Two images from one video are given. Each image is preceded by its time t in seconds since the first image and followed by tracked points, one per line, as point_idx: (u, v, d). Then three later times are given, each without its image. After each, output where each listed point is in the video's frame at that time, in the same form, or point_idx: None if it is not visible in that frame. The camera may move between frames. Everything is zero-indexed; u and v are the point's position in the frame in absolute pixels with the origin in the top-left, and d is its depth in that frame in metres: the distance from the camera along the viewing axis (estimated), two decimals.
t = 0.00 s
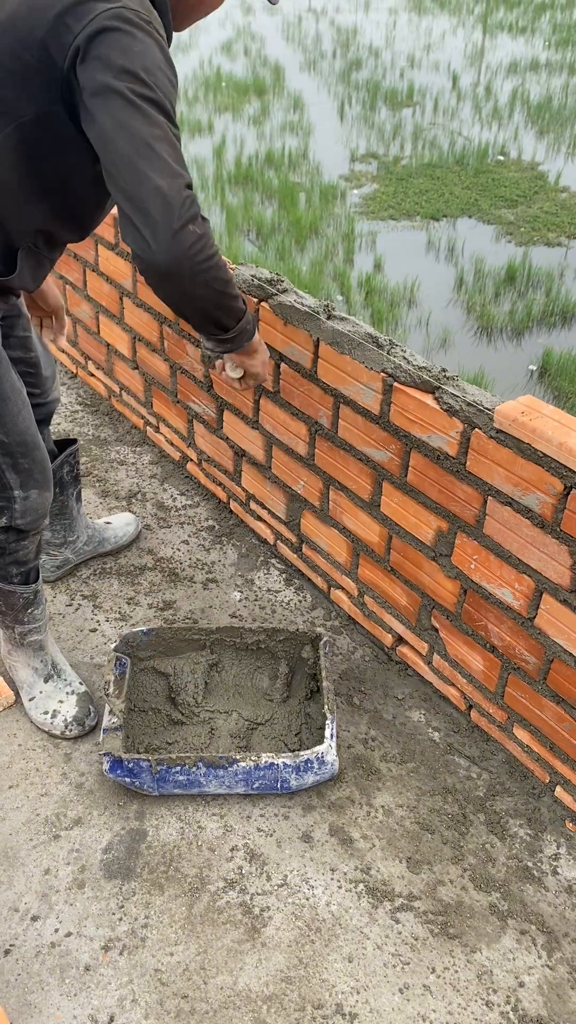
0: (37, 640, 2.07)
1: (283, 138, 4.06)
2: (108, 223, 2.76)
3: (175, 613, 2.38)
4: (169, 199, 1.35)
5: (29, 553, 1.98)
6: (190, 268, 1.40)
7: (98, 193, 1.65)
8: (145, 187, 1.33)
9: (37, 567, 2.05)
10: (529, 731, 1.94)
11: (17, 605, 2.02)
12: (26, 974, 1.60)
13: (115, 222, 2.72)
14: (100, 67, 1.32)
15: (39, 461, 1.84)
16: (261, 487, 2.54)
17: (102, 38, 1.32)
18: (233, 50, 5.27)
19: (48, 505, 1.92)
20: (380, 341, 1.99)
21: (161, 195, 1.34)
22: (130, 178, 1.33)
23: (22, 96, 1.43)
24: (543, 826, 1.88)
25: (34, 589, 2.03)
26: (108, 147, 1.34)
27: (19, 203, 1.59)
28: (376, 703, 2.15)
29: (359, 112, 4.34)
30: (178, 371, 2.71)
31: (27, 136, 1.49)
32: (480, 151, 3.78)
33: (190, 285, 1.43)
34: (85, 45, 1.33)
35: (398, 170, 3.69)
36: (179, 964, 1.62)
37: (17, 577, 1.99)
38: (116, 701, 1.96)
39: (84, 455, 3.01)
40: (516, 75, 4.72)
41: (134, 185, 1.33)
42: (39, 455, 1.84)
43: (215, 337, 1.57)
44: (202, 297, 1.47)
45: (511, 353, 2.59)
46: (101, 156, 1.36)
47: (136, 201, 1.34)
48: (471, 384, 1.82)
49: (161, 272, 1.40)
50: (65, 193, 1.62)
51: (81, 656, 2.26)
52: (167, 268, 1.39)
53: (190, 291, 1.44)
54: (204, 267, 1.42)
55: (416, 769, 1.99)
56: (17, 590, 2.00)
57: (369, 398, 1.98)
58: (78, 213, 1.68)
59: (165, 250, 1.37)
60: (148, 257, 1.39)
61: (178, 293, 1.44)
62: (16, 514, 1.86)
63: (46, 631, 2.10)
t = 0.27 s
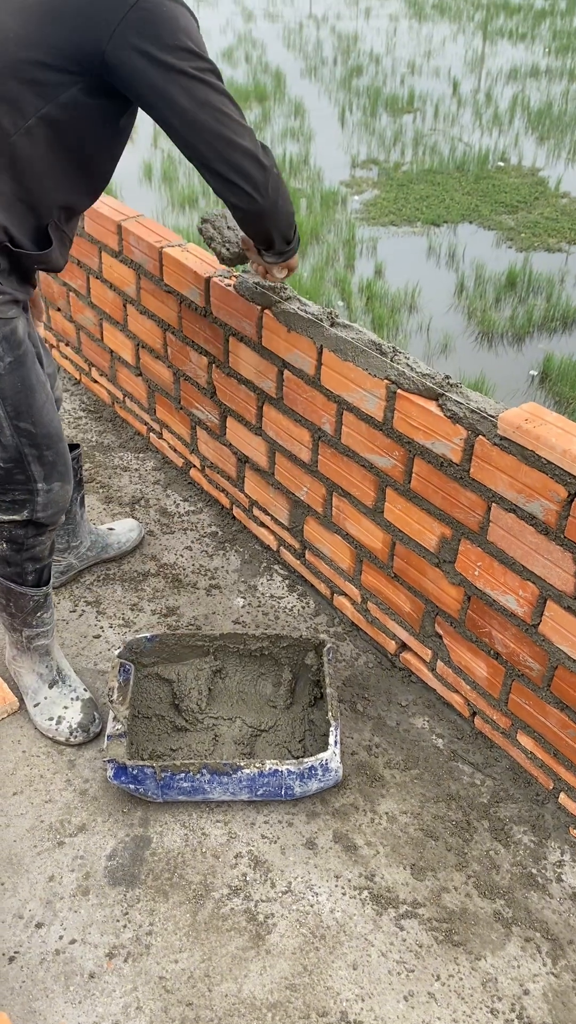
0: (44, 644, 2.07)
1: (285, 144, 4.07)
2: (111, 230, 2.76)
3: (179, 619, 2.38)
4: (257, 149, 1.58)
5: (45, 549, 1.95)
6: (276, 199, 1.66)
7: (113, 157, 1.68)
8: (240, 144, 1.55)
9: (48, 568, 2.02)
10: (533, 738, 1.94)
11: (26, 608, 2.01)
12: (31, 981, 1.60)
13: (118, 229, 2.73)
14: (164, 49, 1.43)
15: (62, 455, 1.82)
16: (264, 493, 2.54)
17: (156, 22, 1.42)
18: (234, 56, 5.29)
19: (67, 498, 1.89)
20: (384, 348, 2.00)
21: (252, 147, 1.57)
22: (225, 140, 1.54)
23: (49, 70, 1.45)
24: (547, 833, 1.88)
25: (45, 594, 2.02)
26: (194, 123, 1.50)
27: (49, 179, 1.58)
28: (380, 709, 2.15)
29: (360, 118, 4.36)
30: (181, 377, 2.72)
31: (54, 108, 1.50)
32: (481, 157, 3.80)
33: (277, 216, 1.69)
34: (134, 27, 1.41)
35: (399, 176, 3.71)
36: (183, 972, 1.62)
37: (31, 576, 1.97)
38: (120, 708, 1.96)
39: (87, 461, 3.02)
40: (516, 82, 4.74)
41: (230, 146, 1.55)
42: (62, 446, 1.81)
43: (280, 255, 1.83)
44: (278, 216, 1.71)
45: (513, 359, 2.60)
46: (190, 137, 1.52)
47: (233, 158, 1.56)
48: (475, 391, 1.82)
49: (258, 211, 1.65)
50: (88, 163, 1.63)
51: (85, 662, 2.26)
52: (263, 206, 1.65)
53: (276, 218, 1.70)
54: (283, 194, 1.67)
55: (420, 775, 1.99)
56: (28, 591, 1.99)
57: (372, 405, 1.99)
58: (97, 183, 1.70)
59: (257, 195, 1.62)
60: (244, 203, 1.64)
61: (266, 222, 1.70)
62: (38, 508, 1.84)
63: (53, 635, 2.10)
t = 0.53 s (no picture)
0: (47, 651, 2.08)
1: (286, 152, 4.09)
2: (113, 238, 2.78)
3: (180, 626, 2.39)
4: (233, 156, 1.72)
5: (50, 545, 1.93)
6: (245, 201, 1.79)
7: (111, 147, 1.72)
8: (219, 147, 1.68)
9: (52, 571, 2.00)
10: (533, 744, 1.94)
11: (33, 619, 2.02)
12: (32, 988, 1.60)
13: (120, 237, 2.74)
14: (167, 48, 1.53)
15: (68, 444, 1.80)
16: (265, 500, 2.55)
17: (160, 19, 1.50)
18: (236, 64, 5.32)
19: (74, 490, 1.88)
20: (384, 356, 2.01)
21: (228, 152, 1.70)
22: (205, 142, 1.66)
23: (55, 61, 1.49)
24: (548, 840, 1.88)
25: (51, 603, 2.02)
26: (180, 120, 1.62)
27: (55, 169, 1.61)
28: (380, 716, 2.15)
29: (362, 125, 4.37)
30: (182, 384, 2.73)
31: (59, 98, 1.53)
32: (482, 164, 3.81)
33: (244, 217, 1.82)
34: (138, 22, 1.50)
35: (400, 183, 3.72)
36: (184, 979, 1.62)
37: (35, 570, 1.95)
38: (121, 715, 1.96)
39: (89, 468, 3.03)
40: (517, 89, 4.76)
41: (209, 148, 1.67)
42: (68, 438, 1.80)
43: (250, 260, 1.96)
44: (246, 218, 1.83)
45: (514, 365, 2.61)
46: (175, 131, 1.64)
47: (209, 158, 1.69)
48: (474, 398, 1.83)
49: (226, 210, 1.78)
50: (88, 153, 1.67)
51: (86, 669, 2.26)
52: (230, 206, 1.78)
53: (243, 220, 1.83)
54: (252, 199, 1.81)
55: (420, 782, 1.99)
56: (36, 605, 2.00)
57: (372, 411, 1.99)
58: (96, 173, 1.73)
59: (227, 195, 1.75)
60: (214, 200, 1.76)
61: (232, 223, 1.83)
62: (44, 500, 1.82)
63: (56, 644, 2.12)
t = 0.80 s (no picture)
0: (44, 657, 2.09)
1: (287, 160, 4.11)
2: (112, 246, 2.80)
3: (178, 632, 2.39)
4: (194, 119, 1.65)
5: (47, 538, 1.95)
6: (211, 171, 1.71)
7: (96, 126, 1.80)
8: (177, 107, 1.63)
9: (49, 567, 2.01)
10: (530, 750, 1.94)
11: (34, 622, 2.03)
12: (27, 994, 1.60)
13: (119, 245, 2.76)
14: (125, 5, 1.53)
15: (65, 436, 1.83)
16: (263, 506, 2.56)
17: None
18: (237, 73, 5.35)
19: (70, 484, 1.90)
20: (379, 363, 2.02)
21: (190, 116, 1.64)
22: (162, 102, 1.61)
23: (42, 31, 1.54)
24: (545, 846, 1.88)
25: (52, 605, 2.03)
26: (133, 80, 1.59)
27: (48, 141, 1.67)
28: (377, 722, 2.15)
29: (363, 133, 4.39)
30: (180, 390, 2.74)
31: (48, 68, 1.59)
32: (482, 171, 3.82)
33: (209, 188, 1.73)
34: None
35: (400, 190, 3.74)
36: (179, 984, 1.62)
37: (33, 565, 1.96)
38: (117, 722, 1.97)
39: (88, 475, 3.04)
40: (517, 97, 4.78)
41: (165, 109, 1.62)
42: (66, 431, 1.83)
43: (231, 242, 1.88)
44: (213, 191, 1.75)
45: (514, 371, 2.61)
46: (127, 92, 1.61)
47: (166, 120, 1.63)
48: (469, 405, 1.84)
49: (186, 179, 1.71)
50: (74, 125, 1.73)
51: (83, 675, 2.27)
52: (189, 173, 1.70)
53: (209, 193, 1.74)
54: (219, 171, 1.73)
55: (417, 788, 1.99)
56: (36, 608, 2.01)
57: (368, 418, 2.00)
58: (82, 147, 1.79)
59: (189, 160, 1.68)
60: (176, 170, 1.69)
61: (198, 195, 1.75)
62: (40, 492, 1.84)
63: (53, 649, 2.13)
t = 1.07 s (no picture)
0: (43, 665, 2.10)
1: (288, 168, 4.13)
2: (113, 255, 2.81)
3: (178, 640, 2.40)
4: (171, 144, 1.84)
5: (41, 543, 1.96)
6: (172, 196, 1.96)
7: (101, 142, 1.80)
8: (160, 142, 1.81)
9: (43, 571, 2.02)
10: (529, 759, 1.94)
11: (33, 630, 2.04)
12: (27, 1003, 1.61)
13: (120, 254, 2.78)
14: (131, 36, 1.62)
15: (59, 442, 1.85)
16: (263, 514, 2.57)
17: None
18: (239, 81, 5.37)
19: (63, 487, 1.91)
20: (379, 372, 2.02)
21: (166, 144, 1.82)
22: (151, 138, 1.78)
23: (44, 46, 1.56)
24: (544, 854, 1.88)
25: (51, 611, 2.04)
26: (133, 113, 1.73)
27: (46, 155, 1.68)
28: (377, 730, 2.16)
29: (363, 141, 4.41)
30: (181, 399, 2.75)
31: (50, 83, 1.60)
32: (483, 179, 3.84)
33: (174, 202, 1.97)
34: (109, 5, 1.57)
35: (401, 198, 3.75)
36: (179, 994, 1.62)
37: (28, 570, 1.97)
38: (118, 731, 1.97)
39: (89, 483, 3.05)
40: (518, 104, 4.80)
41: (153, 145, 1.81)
42: (60, 436, 1.84)
43: (178, 236, 2.10)
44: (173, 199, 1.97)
45: (515, 378, 2.62)
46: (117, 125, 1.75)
47: (152, 146, 1.81)
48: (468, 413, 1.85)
49: (159, 199, 1.94)
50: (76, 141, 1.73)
51: (84, 684, 2.28)
52: (162, 192, 1.93)
53: (176, 206, 1.99)
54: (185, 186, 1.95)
55: (417, 796, 2.00)
56: (35, 614, 2.02)
57: (368, 427, 2.01)
58: (87, 164, 1.80)
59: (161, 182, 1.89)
60: (151, 188, 1.92)
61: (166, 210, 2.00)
62: (33, 495, 1.85)
63: (53, 658, 2.14)
